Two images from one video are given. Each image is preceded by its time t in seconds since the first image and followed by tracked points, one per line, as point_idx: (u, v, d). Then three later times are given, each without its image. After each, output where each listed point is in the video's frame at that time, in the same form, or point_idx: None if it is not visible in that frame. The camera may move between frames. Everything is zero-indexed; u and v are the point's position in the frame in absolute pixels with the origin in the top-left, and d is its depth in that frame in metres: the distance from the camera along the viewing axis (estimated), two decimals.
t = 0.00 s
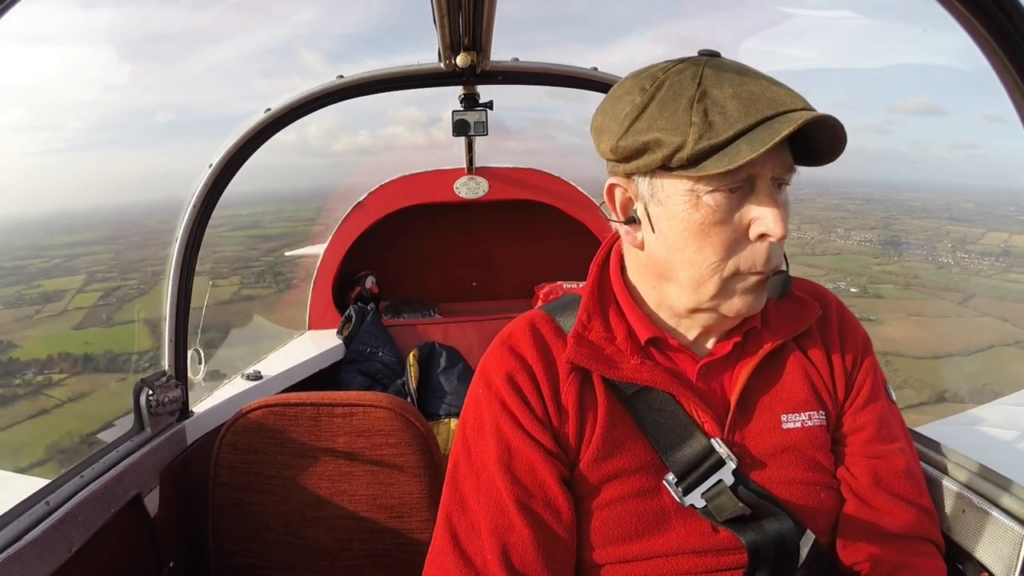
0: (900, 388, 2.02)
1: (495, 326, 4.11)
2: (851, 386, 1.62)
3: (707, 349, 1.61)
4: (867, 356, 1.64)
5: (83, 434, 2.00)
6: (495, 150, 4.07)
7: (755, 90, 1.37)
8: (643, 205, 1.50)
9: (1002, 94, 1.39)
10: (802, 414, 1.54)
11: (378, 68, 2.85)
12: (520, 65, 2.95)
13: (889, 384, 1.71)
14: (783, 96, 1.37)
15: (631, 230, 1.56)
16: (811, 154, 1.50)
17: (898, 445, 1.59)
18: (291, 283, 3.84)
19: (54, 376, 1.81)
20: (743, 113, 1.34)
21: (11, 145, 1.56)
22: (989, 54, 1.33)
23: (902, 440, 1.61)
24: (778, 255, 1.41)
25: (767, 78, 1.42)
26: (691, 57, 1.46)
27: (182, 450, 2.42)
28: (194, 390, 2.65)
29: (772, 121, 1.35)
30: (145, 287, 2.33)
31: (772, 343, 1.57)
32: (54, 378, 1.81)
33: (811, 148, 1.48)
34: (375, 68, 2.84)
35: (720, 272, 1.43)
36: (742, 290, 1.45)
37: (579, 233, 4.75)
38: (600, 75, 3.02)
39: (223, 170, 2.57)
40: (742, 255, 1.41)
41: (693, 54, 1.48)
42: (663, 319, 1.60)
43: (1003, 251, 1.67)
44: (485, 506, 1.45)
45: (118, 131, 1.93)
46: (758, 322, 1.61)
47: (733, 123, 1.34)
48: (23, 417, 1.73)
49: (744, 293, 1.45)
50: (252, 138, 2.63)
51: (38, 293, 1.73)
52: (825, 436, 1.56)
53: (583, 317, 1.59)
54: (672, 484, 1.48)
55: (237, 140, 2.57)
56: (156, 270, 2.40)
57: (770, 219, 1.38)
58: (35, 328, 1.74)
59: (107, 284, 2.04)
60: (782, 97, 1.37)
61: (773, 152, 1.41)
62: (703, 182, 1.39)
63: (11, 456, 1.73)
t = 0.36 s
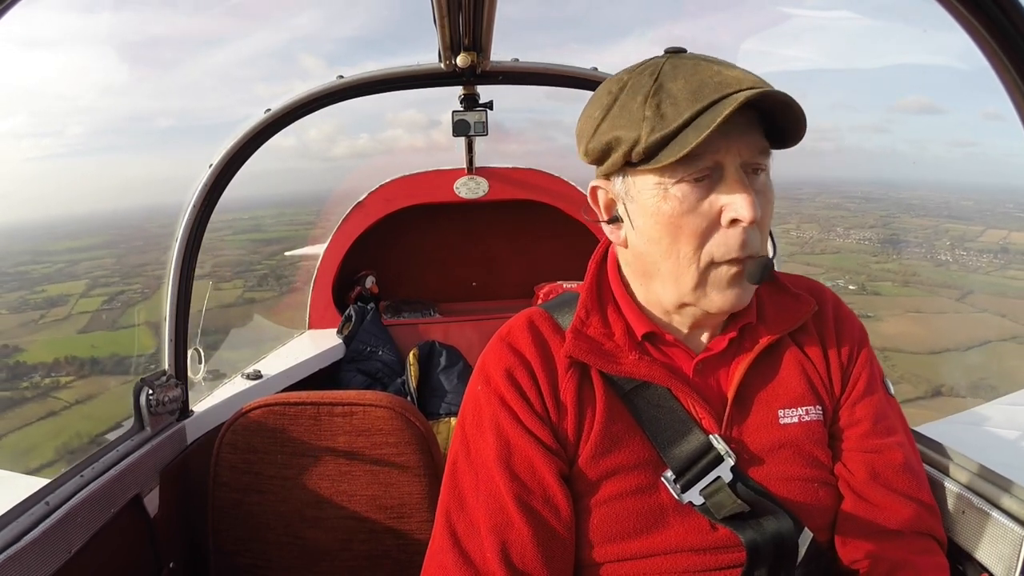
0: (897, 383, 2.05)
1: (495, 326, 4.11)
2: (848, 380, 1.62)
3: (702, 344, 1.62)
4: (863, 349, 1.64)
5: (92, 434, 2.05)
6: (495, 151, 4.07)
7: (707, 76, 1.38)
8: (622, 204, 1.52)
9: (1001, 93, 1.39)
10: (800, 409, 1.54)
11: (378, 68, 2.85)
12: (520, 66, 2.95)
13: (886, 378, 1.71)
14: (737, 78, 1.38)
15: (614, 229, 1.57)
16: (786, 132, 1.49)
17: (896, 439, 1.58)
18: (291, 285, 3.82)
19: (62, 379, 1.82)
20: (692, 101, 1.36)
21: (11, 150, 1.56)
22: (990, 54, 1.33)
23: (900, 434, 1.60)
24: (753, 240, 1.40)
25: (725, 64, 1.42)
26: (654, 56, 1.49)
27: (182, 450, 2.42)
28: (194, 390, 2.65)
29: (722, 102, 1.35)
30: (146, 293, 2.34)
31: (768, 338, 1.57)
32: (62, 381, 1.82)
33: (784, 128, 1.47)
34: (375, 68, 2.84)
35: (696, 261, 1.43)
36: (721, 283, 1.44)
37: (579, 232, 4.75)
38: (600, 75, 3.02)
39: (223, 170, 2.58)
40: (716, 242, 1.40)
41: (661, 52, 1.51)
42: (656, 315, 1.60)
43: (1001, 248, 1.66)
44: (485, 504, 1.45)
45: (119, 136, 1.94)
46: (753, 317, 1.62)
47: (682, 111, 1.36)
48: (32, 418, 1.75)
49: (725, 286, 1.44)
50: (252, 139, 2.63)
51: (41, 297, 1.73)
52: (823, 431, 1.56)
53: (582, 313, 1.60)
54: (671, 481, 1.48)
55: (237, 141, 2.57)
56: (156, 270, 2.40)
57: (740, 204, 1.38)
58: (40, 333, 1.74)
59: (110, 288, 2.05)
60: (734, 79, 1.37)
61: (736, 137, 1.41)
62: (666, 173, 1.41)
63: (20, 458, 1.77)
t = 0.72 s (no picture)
0: (890, 371, 2.05)
1: (495, 326, 4.11)
2: (841, 390, 1.61)
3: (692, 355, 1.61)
4: (856, 359, 1.63)
5: (100, 436, 2.10)
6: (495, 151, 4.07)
7: (641, 93, 1.38)
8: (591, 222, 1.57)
9: (1002, 93, 1.39)
10: (792, 420, 1.54)
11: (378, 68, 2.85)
12: (520, 66, 2.95)
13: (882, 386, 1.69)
14: (670, 90, 1.36)
15: (590, 245, 1.62)
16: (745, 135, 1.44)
17: (888, 448, 1.57)
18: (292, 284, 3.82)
19: (68, 383, 1.84)
20: (625, 120, 1.38)
21: (11, 153, 1.56)
22: (990, 54, 1.33)
23: (892, 442, 1.58)
24: (705, 255, 1.41)
25: (669, 74, 1.40)
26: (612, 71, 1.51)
27: (182, 450, 2.42)
28: (194, 390, 2.64)
29: (648, 121, 1.35)
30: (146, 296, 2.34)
31: (759, 351, 1.57)
32: (67, 385, 1.84)
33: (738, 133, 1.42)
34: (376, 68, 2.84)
35: (654, 277, 1.45)
36: (684, 296, 1.44)
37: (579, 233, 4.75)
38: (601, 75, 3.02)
39: (223, 170, 2.58)
40: (670, 259, 1.43)
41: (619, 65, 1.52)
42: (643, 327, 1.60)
43: (997, 238, 1.71)
44: (478, 516, 1.45)
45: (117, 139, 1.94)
46: (744, 330, 1.61)
47: (614, 134, 1.38)
48: (41, 422, 1.77)
49: (688, 300, 1.44)
50: (252, 139, 2.63)
51: (44, 303, 1.73)
52: (816, 441, 1.55)
53: (572, 326, 1.61)
54: (665, 492, 1.49)
55: (235, 142, 2.57)
56: (157, 270, 2.40)
57: (693, 220, 1.39)
58: (45, 337, 1.75)
59: (113, 292, 2.05)
60: (664, 93, 1.36)
61: (679, 151, 1.40)
62: (615, 194, 1.44)
63: (31, 461, 1.79)
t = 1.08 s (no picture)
0: (887, 367, 2.08)
1: (495, 326, 4.11)
2: (844, 389, 1.60)
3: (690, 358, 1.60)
4: (859, 357, 1.62)
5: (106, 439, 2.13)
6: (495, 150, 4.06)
7: (614, 116, 1.36)
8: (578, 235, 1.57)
9: (1002, 93, 1.39)
10: (795, 422, 1.54)
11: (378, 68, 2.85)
12: (520, 66, 2.96)
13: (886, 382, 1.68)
14: (641, 115, 1.34)
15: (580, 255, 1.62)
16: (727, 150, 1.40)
17: (894, 447, 1.56)
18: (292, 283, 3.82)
19: (74, 391, 1.87)
20: (597, 147, 1.36)
21: (10, 167, 1.56)
22: (989, 54, 1.33)
23: (897, 440, 1.57)
24: (687, 278, 1.41)
25: (645, 91, 1.37)
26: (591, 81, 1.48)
27: (182, 450, 2.42)
28: (194, 390, 2.64)
29: (620, 149, 1.33)
30: (147, 308, 2.35)
31: (760, 353, 1.56)
32: (74, 393, 1.88)
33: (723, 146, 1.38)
34: (375, 68, 2.84)
35: (638, 298, 1.46)
36: (669, 315, 1.45)
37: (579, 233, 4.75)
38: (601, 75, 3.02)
39: (222, 170, 2.57)
40: (653, 281, 1.43)
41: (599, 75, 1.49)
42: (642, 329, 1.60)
43: (993, 233, 1.70)
44: (475, 523, 1.45)
45: (117, 152, 1.95)
46: (746, 330, 1.59)
47: (587, 159, 1.37)
48: (49, 428, 1.81)
49: (672, 319, 1.45)
50: (252, 139, 2.63)
51: (47, 313, 1.75)
52: (819, 443, 1.55)
53: (570, 330, 1.61)
54: (666, 496, 1.49)
55: (235, 142, 2.57)
56: (157, 270, 2.40)
57: (674, 246, 1.39)
58: (51, 346, 1.77)
59: (114, 303, 2.07)
60: (636, 118, 1.34)
61: (655, 175, 1.38)
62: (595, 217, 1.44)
63: (41, 466, 1.84)
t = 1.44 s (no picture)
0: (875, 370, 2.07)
1: (495, 326, 4.11)
2: (848, 390, 1.60)
3: (693, 354, 1.61)
4: (865, 359, 1.62)
5: (106, 424, 2.13)
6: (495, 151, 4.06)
7: (626, 94, 1.38)
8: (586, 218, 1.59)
9: (1003, 95, 1.38)
10: (797, 420, 1.54)
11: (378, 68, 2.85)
12: (520, 66, 2.96)
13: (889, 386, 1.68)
14: (652, 94, 1.35)
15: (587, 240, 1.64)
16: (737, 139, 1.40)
17: (894, 450, 1.56)
18: (291, 283, 3.83)
19: (71, 372, 1.89)
20: (606, 122, 1.38)
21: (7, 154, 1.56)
22: (989, 54, 1.33)
23: (899, 443, 1.57)
24: (687, 260, 1.41)
25: (660, 74, 1.39)
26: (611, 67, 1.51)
27: (182, 450, 2.42)
28: (194, 390, 2.65)
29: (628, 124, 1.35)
30: (146, 291, 2.35)
31: (764, 351, 1.57)
32: (70, 375, 1.89)
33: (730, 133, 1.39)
34: (375, 68, 2.84)
35: (638, 278, 1.46)
36: (664, 299, 1.45)
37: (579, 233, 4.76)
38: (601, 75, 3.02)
39: (223, 170, 2.58)
40: (653, 261, 1.43)
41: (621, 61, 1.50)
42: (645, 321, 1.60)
43: (986, 244, 1.72)
44: (478, 512, 1.45)
45: (116, 138, 1.95)
46: (749, 327, 1.60)
47: (596, 134, 1.39)
48: (48, 409, 1.82)
49: (668, 304, 1.45)
50: (252, 139, 2.63)
51: (43, 296, 1.75)
52: (820, 442, 1.55)
53: (575, 321, 1.61)
54: (665, 491, 1.49)
55: (237, 140, 2.57)
56: (156, 270, 2.41)
57: (674, 226, 1.40)
58: (47, 329, 1.79)
59: (112, 288, 2.07)
60: (647, 95, 1.35)
61: (661, 153, 1.39)
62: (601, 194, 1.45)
63: (41, 448, 1.84)
